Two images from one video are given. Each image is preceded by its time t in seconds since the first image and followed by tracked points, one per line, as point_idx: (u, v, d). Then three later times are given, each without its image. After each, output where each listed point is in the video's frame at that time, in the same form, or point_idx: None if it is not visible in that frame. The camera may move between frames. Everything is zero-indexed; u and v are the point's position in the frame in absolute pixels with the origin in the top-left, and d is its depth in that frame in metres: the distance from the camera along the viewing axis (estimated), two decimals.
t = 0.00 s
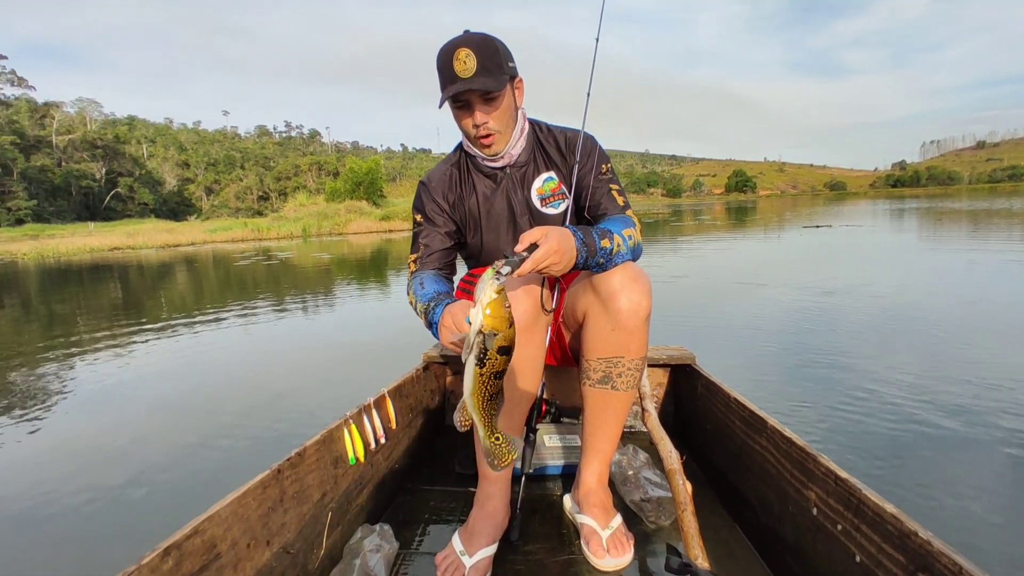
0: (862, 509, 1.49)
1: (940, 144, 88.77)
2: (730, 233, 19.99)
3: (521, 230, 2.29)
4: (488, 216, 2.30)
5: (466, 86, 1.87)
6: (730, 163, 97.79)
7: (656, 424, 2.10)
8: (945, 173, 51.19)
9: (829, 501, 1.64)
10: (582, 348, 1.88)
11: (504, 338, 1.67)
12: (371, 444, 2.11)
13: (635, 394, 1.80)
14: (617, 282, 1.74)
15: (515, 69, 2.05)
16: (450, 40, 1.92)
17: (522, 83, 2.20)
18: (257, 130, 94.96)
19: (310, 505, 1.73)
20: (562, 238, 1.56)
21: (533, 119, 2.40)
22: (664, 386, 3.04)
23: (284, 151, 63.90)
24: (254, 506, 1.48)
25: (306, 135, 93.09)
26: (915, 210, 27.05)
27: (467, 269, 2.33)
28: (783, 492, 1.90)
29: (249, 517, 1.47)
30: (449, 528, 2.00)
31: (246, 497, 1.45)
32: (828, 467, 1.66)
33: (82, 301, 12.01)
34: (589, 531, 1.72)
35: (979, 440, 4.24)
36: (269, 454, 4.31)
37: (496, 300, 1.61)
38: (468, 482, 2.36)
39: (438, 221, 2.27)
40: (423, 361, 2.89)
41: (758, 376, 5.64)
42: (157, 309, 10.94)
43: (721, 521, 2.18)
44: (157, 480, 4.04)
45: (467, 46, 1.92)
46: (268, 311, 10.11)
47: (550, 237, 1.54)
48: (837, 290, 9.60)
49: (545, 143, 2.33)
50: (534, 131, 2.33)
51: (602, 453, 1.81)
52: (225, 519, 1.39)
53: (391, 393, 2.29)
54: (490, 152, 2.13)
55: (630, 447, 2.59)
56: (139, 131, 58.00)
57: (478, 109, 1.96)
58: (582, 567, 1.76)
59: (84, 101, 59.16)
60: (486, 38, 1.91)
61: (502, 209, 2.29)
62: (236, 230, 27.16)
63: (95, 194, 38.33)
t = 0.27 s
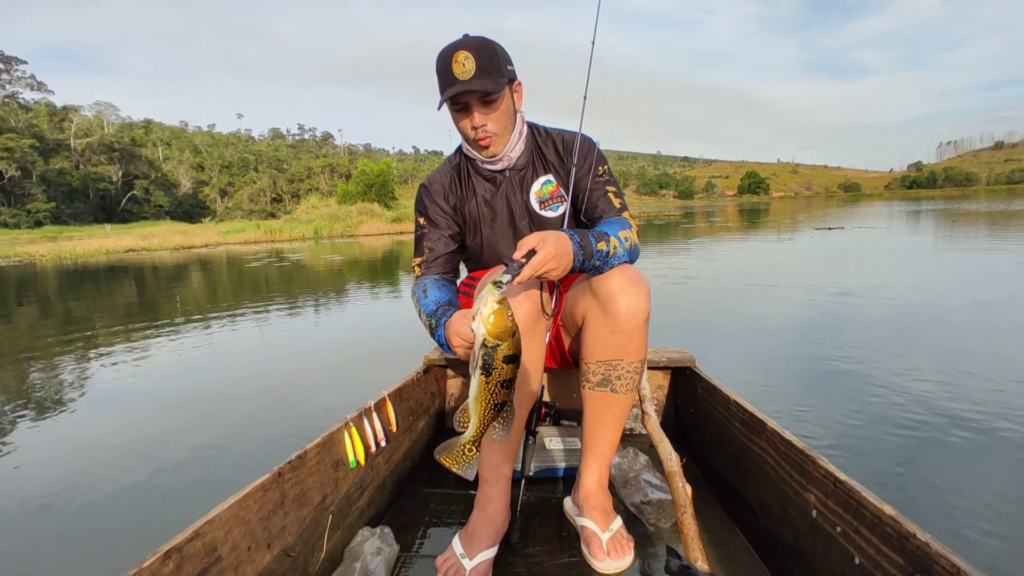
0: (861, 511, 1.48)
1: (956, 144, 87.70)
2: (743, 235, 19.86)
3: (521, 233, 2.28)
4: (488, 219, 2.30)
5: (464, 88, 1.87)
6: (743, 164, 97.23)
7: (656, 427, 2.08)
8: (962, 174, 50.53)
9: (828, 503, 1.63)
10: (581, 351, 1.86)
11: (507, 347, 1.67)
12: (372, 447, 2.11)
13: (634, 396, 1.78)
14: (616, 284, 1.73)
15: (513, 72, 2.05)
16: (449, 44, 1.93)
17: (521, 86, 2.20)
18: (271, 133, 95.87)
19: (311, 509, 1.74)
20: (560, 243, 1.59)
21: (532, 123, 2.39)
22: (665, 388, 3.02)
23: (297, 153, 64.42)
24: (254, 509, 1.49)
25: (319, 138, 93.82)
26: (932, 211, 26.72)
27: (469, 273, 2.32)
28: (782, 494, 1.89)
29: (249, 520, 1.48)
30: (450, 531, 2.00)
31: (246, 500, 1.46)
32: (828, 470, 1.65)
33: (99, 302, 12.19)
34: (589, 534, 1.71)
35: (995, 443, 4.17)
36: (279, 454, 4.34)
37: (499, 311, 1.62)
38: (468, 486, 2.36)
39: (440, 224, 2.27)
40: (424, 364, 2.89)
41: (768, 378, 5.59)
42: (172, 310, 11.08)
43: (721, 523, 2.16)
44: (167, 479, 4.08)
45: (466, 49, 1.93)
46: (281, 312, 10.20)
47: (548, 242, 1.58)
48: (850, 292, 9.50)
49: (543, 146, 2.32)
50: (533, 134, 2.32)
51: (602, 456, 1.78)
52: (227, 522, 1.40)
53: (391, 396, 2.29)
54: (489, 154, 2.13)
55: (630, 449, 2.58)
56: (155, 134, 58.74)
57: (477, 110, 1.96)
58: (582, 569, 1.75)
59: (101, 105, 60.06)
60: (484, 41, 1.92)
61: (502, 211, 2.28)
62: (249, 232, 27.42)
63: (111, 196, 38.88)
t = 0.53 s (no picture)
0: (862, 514, 1.46)
1: (975, 144, 86.16)
2: (757, 237, 19.72)
3: (521, 238, 2.27)
4: (489, 223, 2.29)
5: (460, 93, 1.87)
6: (757, 166, 96.50)
7: (656, 430, 2.02)
8: (980, 174, 49.80)
9: (830, 507, 1.61)
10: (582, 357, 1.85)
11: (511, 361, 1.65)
12: (373, 452, 2.12)
13: (636, 401, 1.76)
14: (616, 289, 1.72)
15: (510, 78, 2.05)
16: (446, 51, 1.93)
17: (517, 91, 2.19)
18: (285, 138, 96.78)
19: (312, 514, 1.74)
20: (555, 251, 1.60)
21: (529, 127, 2.38)
22: (666, 392, 3.03)
23: (310, 157, 64.93)
24: (256, 516, 1.50)
25: (332, 142, 94.56)
26: (949, 212, 26.35)
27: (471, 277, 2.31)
28: (784, 497, 1.87)
29: (252, 526, 1.49)
30: (452, 535, 2.00)
31: (248, 506, 1.47)
32: (829, 473, 1.63)
33: (116, 304, 12.36)
34: (590, 539, 1.68)
35: (1013, 448, 4.10)
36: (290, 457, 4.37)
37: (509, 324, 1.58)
38: (469, 490, 2.35)
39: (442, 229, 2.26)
40: (425, 369, 2.90)
41: (781, 382, 5.52)
42: (187, 312, 11.22)
43: (723, 527, 2.13)
44: (179, 481, 4.11)
45: (462, 55, 1.93)
46: (294, 314, 10.29)
47: (544, 250, 1.58)
48: (865, 294, 9.38)
49: (541, 150, 2.31)
50: (530, 139, 2.32)
51: (604, 460, 1.75)
52: (229, 528, 1.40)
53: (392, 401, 2.29)
54: (487, 158, 2.12)
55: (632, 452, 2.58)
56: (171, 139, 59.49)
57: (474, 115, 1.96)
58: (585, 574, 1.74)
59: (119, 111, 60.92)
60: (480, 46, 1.91)
61: (502, 216, 2.27)
62: (262, 235, 27.66)
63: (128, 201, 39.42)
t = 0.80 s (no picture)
0: (864, 520, 1.46)
1: (995, 145, 84.83)
2: (771, 239, 19.55)
3: (523, 243, 2.26)
4: (492, 229, 2.28)
5: (461, 101, 1.86)
6: (772, 168, 95.69)
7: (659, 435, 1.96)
8: (1001, 175, 49.01)
9: (831, 512, 1.60)
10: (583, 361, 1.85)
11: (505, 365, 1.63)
12: (377, 457, 2.12)
13: (637, 405, 1.77)
14: (617, 294, 1.72)
15: (509, 84, 2.05)
16: (445, 59, 1.92)
17: (515, 97, 2.19)
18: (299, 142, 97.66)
19: (316, 519, 1.76)
20: (558, 256, 1.59)
21: (528, 133, 2.38)
22: (668, 396, 3.01)
23: (324, 161, 65.47)
24: (261, 520, 1.51)
25: (346, 145, 95.31)
26: (969, 213, 25.96)
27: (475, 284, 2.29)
28: (786, 501, 1.85)
29: (257, 531, 1.50)
30: (455, 539, 2.00)
31: (252, 511, 1.48)
32: (831, 478, 1.62)
33: (134, 307, 12.53)
34: (594, 543, 1.68)
35: None
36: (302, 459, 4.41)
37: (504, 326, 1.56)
38: (472, 493, 2.34)
39: (446, 235, 2.23)
40: (428, 373, 2.91)
41: (795, 386, 5.46)
42: (204, 315, 11.36)
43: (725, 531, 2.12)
44: (192, 483, 4.14)
45: (461, 63, 1.91)
46: (309, 317, 10.38)
47: (546, 256, 1.59)
48: (881, 297, 9.25)
49: (541, 155, 2.30)
50: (530, 144, 2.31)
51: (606, 464, 1.76)
52: (233, 534, 1.41)
53: (396, 405, 2.30)
54: (487, 164, 2.11)
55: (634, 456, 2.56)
56: (188, 143, 60.28)
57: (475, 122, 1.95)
58: None
59: (138, 116, 61.85)
60: (480, 54, 1.90)
61: (504, 222, 2.27)
62: (277, 239, 27.92)
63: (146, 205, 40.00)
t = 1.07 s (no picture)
0: (860, 525, 1.44)
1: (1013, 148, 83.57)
2: (785, 242, 19.37)
3: (521, 248, 2.24)
4: (490, 234, 2.26)
5: (456, 106, 1.85)
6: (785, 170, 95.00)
7: (655, 436, 1.78)
8: (1021, 177, 48.20)
9: (827, 516, 1.59)
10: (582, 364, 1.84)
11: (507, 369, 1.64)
12: (376, 460, 2.13)
13: (635, 408, 1.76)
14: (615, 298, 1.71)
15: (505, 89, 2.04)
16: (440, 67, 1.92)
17: (512, 102, 2.18)
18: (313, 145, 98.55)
19: (315, 522, 1.76)
20: (558, 259, 1.60)
21: (525, 137, 2.36)
22: (667, 399, 2.97)
23: (337, 163, 65.93)
24: (260, 522, 1.52)
25: (358, 148, 95.95)
26: (987, 216, 25.55)
27: (475, 288, 2.28)
28: (783, 506, 1.83)
29: (256, 534, 1.50)
30: (453, 542, 1.99)
31: (251, 514, 1.49)
32: (827, 482, 1.60)
33: (150, 308, 12.68)
34: (590, 547, 1.67)
35: None
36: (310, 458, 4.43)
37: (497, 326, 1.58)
38: (471, 496, 2.33)
39: (446, 240, 2.22)
40: (428, 377, 2.90)
41: (805, 391, 5.40)
42: (219, 315, 11.50)
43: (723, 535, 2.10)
44: (201, 483, 4.17)
45: (456, 69, 1.91)
46: (322, 318, 10.46)
47: (547, 259, 1.58)
48: (895, 300, 9.13)
49: (538, 160, 2.28)
50: (527, 149, 2.29)
51: (604, 467, 1.75)
52: (232, 536, 1.42)
53: (395, 409, 2.30)
54: (484, 170, 2.10)
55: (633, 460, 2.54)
56: (204, 146, 61.02)
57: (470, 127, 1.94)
58: None
59: (154, 120, 62.64)
60: (474, 60, 1.90)
61: (502, 227, 2.25)
62: (289, 241, 28.16)
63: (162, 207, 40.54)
